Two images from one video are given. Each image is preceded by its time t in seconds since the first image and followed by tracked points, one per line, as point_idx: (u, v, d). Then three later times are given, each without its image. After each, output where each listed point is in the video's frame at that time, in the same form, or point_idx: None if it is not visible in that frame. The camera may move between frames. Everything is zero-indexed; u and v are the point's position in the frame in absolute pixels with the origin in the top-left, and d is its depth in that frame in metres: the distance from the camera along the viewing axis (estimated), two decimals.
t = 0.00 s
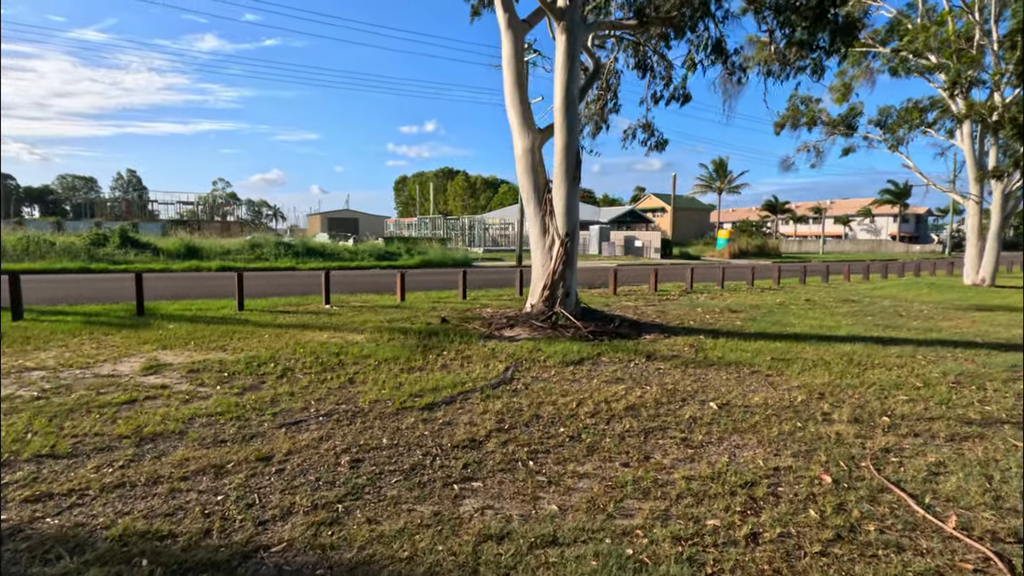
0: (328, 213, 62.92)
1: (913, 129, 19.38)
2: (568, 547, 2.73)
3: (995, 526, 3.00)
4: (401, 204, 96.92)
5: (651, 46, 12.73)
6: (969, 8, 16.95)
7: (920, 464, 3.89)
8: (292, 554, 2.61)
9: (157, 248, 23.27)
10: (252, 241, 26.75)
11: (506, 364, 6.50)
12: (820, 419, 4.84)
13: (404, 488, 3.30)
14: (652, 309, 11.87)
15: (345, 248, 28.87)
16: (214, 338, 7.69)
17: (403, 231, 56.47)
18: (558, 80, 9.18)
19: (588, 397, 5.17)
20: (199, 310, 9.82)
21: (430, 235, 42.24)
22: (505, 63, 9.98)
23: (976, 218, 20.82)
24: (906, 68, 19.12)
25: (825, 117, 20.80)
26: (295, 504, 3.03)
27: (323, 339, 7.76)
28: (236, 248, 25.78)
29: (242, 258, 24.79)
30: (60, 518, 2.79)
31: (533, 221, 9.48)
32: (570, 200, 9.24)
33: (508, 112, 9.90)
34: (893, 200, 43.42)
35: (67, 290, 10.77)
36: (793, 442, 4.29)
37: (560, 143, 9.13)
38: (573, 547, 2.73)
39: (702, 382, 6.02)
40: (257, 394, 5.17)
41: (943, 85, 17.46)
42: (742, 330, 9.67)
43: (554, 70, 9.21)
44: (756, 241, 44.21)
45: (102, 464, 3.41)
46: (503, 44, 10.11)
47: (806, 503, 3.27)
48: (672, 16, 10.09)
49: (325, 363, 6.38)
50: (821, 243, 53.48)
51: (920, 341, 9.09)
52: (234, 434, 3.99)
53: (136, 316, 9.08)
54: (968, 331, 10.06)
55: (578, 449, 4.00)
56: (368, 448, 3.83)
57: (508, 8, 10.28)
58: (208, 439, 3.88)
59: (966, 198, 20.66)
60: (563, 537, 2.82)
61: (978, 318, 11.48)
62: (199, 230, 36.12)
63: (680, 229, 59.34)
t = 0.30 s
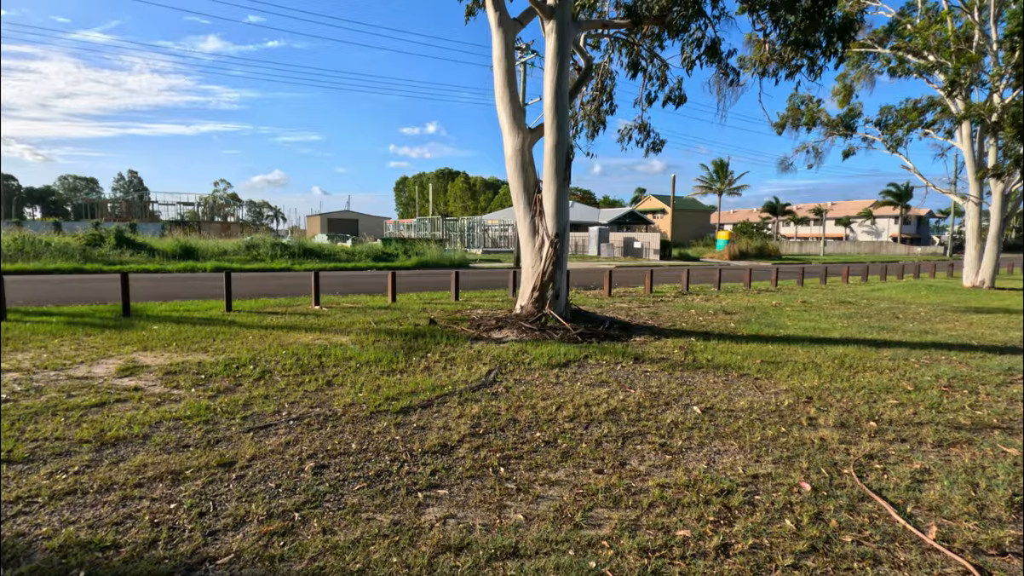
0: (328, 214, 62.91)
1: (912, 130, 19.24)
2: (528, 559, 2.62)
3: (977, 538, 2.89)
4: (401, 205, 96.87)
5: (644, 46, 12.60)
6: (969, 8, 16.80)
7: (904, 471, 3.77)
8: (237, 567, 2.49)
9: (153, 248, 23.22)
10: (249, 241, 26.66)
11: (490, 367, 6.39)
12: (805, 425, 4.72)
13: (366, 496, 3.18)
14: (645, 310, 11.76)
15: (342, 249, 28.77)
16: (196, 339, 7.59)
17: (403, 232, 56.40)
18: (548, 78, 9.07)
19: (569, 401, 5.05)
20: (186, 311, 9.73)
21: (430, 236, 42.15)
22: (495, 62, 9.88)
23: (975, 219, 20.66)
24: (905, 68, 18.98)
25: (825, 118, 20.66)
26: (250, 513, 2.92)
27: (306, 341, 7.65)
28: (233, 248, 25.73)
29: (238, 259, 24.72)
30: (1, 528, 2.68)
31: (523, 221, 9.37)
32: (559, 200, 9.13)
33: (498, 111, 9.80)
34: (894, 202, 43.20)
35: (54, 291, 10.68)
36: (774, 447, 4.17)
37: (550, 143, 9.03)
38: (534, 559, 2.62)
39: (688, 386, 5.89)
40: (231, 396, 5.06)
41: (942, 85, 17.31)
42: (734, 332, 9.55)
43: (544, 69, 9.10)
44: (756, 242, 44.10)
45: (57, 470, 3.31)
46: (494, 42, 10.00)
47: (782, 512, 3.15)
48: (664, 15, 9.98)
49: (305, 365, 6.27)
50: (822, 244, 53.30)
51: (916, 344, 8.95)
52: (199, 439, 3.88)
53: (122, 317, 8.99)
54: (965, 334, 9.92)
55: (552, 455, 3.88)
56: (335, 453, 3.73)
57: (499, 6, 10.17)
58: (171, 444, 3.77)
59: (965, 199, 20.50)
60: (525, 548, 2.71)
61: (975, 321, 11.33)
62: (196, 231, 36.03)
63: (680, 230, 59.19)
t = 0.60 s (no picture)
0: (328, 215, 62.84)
1: (912, 130, 19.06)
2: None
3: (963, 556, 2.75)
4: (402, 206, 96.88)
5: (638, 45, 12.46)
6: (970, 6, 16.61)
7: (891, 481, 3.62)
8: None
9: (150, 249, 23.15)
10: (245, 242, 26.56)
11: (473, 370, 6.25)
12: (791, 431, 4.57)
13: (324, 507, 3.04)
14: (639, 312, 11.60)
15: (339, 250, 28.64)
16: (178, 341, 7.47)
17: (402, 232, 56.31)
18: (538, 76, 8.93)
19: (548, 406, 4.91)
20: (172, 312, 9.61)
21: (429, 237, 42.05)
22: (485, 60, 9.75)
23: (975, 220, 20.45)
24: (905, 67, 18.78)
25: (824, 117, 20.50)
26: (198, 526, 2.78)
27: (289, 343, 7.51)
28: (229, 249, 25.65)
29: (234, 260, 24.64)
30: None
31: (513, 222, 9.23)
32: (549, 200, 8.99)
33: (488, 110, 9.66)
34: (896, 202, 42.98)
35: (42, 292, 10.58)
36: (757, 455, 4.02)
37: (539, 141, 8.90)
38: None
39: (674, 390, 5.74)
40: (203, 400, 4.93)
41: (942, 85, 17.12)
42: (727, 334, 9.39)
43: (534, 67, 8.96)
44: (757, 243, 43.90)
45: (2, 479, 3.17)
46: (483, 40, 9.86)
47: (759, 526, 3.01)
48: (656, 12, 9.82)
49: (283, 368, 6.13)
50: (823, 245, 53.06)
51: (913, 346, 8.78)
52: (159, 446, 3.75)
53: (107, 318, 8.88)
54: (963, 336, 9.76)
55: (524, 464, 3.74)
56: (298, 462, 3.59)
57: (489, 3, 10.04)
58: (129, 452, 3.63)
59: (966, 199, 20.30)
60: (482, 565, 2.58)
61: (974, 323, 11.15)
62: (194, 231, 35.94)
63: (681, 231, 59.04)
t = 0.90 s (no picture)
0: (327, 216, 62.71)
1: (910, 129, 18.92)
2: None
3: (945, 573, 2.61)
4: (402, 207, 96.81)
5: (631, 44, 12.34)
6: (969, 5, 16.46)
7: (875, 491, 3.49)
8: None
9: (145, 250, 23.05)
10: (241, 243, 26.47)
11: (455, 374, 6.12)
12: (776, 437, 4.44)
13: (279, 521, 2.91)
14: (632, 313, 11.45)
15: (336, 251, 28.53)
16: (159, 344, 7.34)
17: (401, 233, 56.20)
18: (526, 75, 8.80)
19: (527, 412, 4.78)
20: (158, 314, 9.50)
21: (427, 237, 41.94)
22: (474, 59, 9.62)
23: (975, 220, 20.27)
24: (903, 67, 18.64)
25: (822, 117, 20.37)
26: (143, 542, 2.65)
27: (271, 346, 7.38)
28: (225, 250, 25.57)
29: (229, 261, 24.55)
30: None
31: (502, 222, 9.10)
32: (538, 201, 8.85)
33: (477, 109, 9.54)
34: (897, 202, 42.77)
35: (29, 294, 10.50)
36: (737, 463, 3.89)
37: (528, 141, 8.77)
38: None
39: (660, 394, 5.60)
40: (173, 406, 4.80)
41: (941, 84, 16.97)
42: (720, 336, 9.25)
43: (523, 65, 8.84)
44: (756, 244, 43.72)
45: None
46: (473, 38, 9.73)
47: (733, 539, 2.88)
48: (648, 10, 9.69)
49: (261, 372, 6.00)
50: (823, 245, 52.85)
51: (908, 348, 8.63)
52: (117, 455, 3.61)
53: (91, 320, 8.78)
54: (959, 338, 9.61)
55: (496, 472, 3.61)
56: (261, 471, 3.46)
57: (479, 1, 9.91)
58: (85, 461, 3.50)
59: (965, 199, 20.13)
60: None
61: (972, 324, 10.99)
62: (192, 232, 35.84)
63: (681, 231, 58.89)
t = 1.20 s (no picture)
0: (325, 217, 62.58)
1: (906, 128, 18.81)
2: None
3: None
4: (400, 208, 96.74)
5: (622, 42, 12.25)
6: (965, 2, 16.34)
7: (849, 496, 3.38)
8: None
9: (138, 251, 22.95)
10: (235, 244, 26.35)
11: (434, 375, 6.01)
12: (754, 439, 4.33)
13: (226, 529, 2.80)
14: (622, 313, 11.35)
15: (330, 252, 28.44)
16: (137, 346, 7.23)
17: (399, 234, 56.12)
18: (512, 72, 8.69)
19: (501, 414, 4.67)
20: (139, 316, 9.38)
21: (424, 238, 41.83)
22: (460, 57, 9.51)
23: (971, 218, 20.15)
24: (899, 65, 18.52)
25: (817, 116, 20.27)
26: (77, 553, 2.54)
27: (250, 348, 7.27)
28: (219, 251, 25.46)
29: (223, 262, 24.44)
30: None
31: (487, 221, 9.00)
32: (524, 199, 8.75)
33: (463, 107, 9.43)
34: (895, 201, 42.63)
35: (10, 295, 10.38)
36: (710, 466, 3.78)
37: (514, 139, 8.66)
38: None
39: (640, 395, 5.49)
40: (139, 409, 4.68)
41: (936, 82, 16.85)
42: (709, 336, 9.14)
43: (508, 62, 8.73)
44: (753, 244, 43.61)
45: None
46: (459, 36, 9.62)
47: (697, 547, 2.77)
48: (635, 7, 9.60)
49: (236, 374, 5.90)
50: (822, 245, 52.71)
51: (899, 348, 8.51)
52: (69, 460, 3.50)
53: (72, 322, 8.68)
54: (952, 337, 9.49)
55: (460, 477, 3.51)
56: (216, 476, 3.35)
57: None
58: (35, 467, 3.39)
59: (961, 198, 20.01)
60: None
61: (966, 323, 10.87)
62: (188, 233, 35.73)
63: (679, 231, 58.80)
